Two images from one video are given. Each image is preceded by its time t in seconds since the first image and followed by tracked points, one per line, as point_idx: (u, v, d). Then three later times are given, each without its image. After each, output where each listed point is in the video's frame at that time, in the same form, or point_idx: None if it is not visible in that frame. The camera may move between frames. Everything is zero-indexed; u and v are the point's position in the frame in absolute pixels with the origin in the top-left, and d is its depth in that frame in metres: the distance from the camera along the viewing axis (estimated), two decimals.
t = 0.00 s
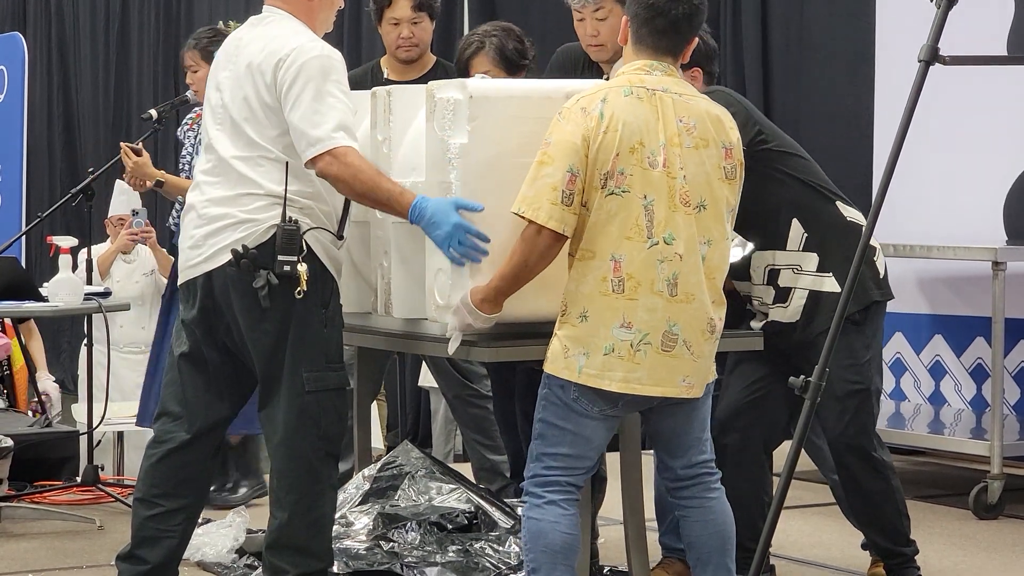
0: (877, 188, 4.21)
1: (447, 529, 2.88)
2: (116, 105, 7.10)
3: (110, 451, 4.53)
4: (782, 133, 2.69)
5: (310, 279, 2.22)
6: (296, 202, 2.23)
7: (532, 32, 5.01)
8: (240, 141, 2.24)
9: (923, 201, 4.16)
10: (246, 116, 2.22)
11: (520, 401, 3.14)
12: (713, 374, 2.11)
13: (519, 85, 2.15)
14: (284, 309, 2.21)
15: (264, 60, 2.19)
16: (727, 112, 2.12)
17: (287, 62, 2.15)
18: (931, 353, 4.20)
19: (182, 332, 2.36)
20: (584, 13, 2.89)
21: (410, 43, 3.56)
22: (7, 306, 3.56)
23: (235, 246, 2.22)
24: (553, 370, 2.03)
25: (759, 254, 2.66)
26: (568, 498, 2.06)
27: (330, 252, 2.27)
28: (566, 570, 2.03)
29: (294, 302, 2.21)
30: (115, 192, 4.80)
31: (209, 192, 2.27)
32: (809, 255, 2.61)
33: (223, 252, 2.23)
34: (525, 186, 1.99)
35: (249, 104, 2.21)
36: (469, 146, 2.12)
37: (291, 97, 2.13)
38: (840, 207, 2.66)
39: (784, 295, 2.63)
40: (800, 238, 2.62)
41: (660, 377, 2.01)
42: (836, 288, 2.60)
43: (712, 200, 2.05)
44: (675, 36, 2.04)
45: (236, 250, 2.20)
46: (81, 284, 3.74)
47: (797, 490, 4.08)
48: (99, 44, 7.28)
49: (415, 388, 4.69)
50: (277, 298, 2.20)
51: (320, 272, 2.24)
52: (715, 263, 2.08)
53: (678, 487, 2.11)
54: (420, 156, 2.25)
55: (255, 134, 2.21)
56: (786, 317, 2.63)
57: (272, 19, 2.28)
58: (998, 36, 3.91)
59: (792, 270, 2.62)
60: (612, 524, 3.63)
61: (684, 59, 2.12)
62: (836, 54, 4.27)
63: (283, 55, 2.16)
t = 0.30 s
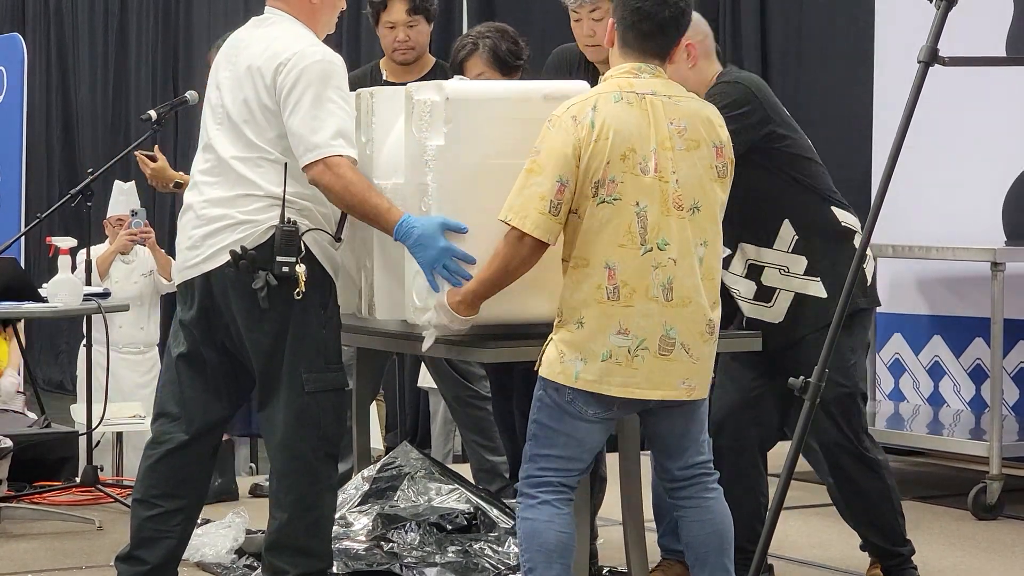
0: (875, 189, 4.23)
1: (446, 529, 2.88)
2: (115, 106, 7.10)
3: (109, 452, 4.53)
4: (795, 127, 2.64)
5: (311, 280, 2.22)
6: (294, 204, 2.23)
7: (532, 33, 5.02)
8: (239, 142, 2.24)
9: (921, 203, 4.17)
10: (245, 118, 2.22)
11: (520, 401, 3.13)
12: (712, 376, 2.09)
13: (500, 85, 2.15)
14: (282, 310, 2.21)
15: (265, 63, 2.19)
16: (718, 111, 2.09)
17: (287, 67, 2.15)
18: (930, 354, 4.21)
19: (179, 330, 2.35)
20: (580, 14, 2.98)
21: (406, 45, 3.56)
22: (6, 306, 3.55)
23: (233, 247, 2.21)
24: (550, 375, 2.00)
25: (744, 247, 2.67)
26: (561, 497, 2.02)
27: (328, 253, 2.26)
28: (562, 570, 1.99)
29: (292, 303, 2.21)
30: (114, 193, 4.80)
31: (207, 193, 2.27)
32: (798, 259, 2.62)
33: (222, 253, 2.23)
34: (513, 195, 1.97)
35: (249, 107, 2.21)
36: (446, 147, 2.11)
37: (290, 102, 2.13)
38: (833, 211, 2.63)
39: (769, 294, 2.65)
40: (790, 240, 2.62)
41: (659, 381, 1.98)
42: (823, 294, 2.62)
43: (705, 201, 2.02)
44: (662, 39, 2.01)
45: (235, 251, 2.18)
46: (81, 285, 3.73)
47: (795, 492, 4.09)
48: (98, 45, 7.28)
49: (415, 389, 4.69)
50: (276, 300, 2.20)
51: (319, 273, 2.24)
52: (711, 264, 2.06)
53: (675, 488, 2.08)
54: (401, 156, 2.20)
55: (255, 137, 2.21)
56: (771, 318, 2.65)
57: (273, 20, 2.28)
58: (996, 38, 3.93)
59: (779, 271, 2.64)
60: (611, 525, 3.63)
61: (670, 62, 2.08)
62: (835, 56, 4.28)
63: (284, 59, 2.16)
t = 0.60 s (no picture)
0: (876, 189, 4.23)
1: (446, 529, 2.87)
2: (116, 106, 7.10)
3: (110, 452, 4.54)
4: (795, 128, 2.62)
5: (301, 281, 2.22)
6: (285, 206, 2.22)
7: (532, 33, 5.02)
8: (236, 142, 2.24)
9: (921, 203, 4.17)
10: (243, 117, 2.22)
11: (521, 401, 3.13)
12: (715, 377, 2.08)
13: (494, 85, 2.10)
14: (272, 311, 2.21)
15: (262, 61, 2.19)
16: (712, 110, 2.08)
17: (284, 63, 2.15)
18: (931, 354, 4.21)
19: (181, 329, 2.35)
20: (576, 15, 2.97)
21: (406, 46, 3.56)
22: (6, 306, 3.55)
23: (224, 247, 2.21)
24: (550, 377, 1.99)
25: (728, 245, 2.67)
26: (561, 497, 2.00)
27: (319, 256, 2.25)
28: (562, 569, 1.97)
29: (282, 304, 2.21)
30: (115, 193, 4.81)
31: (203, 192, 2.27)
32: (783, 259, 2.61)
33: (212, 253, 2.23)
34: (508, 200, 1.95)
35: (246, 105, 2.21)
36: (439, 148, 2.06)
37: (284, 99, 2.14)
38: (819, 210, 2.62)
39: (754, 291, 2.64)
40: (778, 241, 2.61)
41: (661, 383, 1.97)
42: (805, 295, 2.61)
43: (702, 201, 2.01)
44: (654, 41, 2.00)
45: (225, 251, 2.19)
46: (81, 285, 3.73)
47: (796, 492, 4.09)
48: (98, 45, 7.28)
49: (415, 389, 4.69)
50: (265, 302, 2.20)
51: (309, 274, 2.23)
52: (709, 264, 2.05)
53: (676, 488, 2.08)
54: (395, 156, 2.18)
55: (251, 134, 2.21)
56: (756, 316, 2.62)
57: (272, 20, 2.28)
58: (998, 37, 3.92)
59: (765, 269, 2.63)
60: (612, 525, 3.63)
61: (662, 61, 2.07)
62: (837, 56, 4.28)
63: (280, 57, 2.16)
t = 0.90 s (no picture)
0: (878, 189, 4.23)
1: (447, 530, 2.87)
2: (116, 107, 7.10)
3: (110, 452, 4.54)
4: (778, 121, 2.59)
5: (279, 279, 2.21)
6: (263, 206, 2.22)
7: (533, 33, 5.01)
8: (213, 146, 2.25)
9: (923, 202, 4.16)
10: (221, 121, 2.23)
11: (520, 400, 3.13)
12: (706, 378, 2.06)
13: (493, 86, 2.10)
14: (253, 311, 2.20)
15: (239, 65, 2.20)
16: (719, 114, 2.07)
17: (261, 68, 2.16)
18: (932, 353, 4.21)
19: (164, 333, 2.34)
20: (553, 16, 2.89)
21: (406, 45, 3.56)
22: (7, 306, 3.53)
23: (203, 249, 2.22)
24: (549, 377, 1.98)
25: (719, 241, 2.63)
26: (560, 498, 2.00)
27: (300, 254, 2.24)
28: (563, 571, 1.97)
29: (263, 302, 2.20)
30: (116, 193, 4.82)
31: (183, 194, 2.27)
32: (775, 250, 2.60)
33: (190, 255, 2.24)
34: (506, 191, 1.94)
35: (224, 109, 2.22)
36: (441, 147, 2.06)
37: (264, 104, 2.15)
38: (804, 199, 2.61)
39: (747, 287, 2.62)
40: (768, 232, 2.60)
41: (652, 386, 1.97)
42: (800, 283, 2.60)
43: (702, 204, 2.00)
44: (666, 40, 1.99)
45: (203, 253, 2.20)
46: (82, 285, 3.73)
47: (797, 492, 4.08)
48: (99, 46, 7.28)
49: (416, 389, 4.69)
50: (244, 300, 2.19)
51: (290, 273, 2.22)
52: (705, 266, 2.03)
53: (676, 488, 2.07)
54: (395, 157, 2.18)
55: (228, 138, 2.22)
56: (749, 312, 2.62)
57: (251, 23, 2.28)
58: (999, 36, 3.92)
59: (757, 263, 2.61)
60: (612, 525, 3.63)
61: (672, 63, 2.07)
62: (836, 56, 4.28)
63: (257, 62, 2.17)
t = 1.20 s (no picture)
0: (878, 188, 4.22)
1: (447, 529, 2.89)
2: (116, 105, 7.09)
3: (110, 451, 4.53)
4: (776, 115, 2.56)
5: (273, 279, 2.21)
6: (256, 207, 2.22)
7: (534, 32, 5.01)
8: (208, 146, 2.25)
9: (923, 201, 4.16)
10: (215, 121, 2.23)
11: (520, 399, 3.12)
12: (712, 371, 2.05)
13: (491, 85, 2.09)
14: (244, 311, 2.20)
15: (234, 65, 2.20)
16: (716, 100, 2.05)
17: (255, 70, 2.15)
18: (931, 352, 4.21)
19: (157, 330, 2.34)
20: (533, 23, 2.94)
21: (405, 44, 3.55)
22: (7, 306, 3.52)
23: (195, 249, 2.22)
24: (546, 369, 1.97)
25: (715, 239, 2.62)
26: (541, 488, 2.00)
27: (293, 254, 2.25)
28: (539, 561, 1.97)
29: (254, 303, 2.20)
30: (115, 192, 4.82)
31: (177, 193, 2.28)
32: (771, 247, 2.59)
33: (183, 255, 2.24)
34: (495, 185, 1.94)
35: (219, 110, 2.22)
36: (440, 148, 2.05)
37: (260, 104, 2.14)
38: (802, 196, 2.57)
39: (743, 282, 2.61)
40: (765, 228, 2.58)
41: (659, 377, 1.96)
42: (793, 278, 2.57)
43: (705, 195, 1.98)
44: (663, 36, 1.98)
45: (195, 253, 2.20)
46: (81, 284, 3.72)
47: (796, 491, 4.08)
48: (99, 45, 7.27)
49: (416, 388, 4.68)
50: (236, 301, 2.19)
51: (284, 272, 2.23)
52: (711, 254, 2.01)
53: (677, 490, 2.06)
54: (394, 158, 2.18)
55: (223, 138, 2.22)
56: (747, 306, 2.61)
57: (245, 23, 2.28)
58: (1000, 36, 3.92)
59: (753, 258, 2.60)
60: (612, 524, 3.63)
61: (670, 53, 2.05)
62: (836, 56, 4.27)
63: (251, 63, 2.17)
